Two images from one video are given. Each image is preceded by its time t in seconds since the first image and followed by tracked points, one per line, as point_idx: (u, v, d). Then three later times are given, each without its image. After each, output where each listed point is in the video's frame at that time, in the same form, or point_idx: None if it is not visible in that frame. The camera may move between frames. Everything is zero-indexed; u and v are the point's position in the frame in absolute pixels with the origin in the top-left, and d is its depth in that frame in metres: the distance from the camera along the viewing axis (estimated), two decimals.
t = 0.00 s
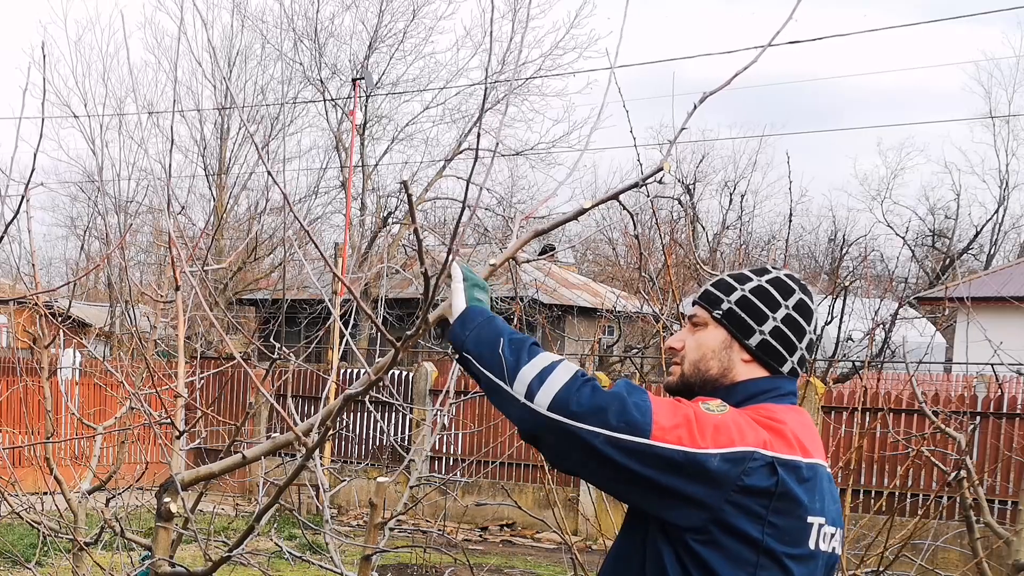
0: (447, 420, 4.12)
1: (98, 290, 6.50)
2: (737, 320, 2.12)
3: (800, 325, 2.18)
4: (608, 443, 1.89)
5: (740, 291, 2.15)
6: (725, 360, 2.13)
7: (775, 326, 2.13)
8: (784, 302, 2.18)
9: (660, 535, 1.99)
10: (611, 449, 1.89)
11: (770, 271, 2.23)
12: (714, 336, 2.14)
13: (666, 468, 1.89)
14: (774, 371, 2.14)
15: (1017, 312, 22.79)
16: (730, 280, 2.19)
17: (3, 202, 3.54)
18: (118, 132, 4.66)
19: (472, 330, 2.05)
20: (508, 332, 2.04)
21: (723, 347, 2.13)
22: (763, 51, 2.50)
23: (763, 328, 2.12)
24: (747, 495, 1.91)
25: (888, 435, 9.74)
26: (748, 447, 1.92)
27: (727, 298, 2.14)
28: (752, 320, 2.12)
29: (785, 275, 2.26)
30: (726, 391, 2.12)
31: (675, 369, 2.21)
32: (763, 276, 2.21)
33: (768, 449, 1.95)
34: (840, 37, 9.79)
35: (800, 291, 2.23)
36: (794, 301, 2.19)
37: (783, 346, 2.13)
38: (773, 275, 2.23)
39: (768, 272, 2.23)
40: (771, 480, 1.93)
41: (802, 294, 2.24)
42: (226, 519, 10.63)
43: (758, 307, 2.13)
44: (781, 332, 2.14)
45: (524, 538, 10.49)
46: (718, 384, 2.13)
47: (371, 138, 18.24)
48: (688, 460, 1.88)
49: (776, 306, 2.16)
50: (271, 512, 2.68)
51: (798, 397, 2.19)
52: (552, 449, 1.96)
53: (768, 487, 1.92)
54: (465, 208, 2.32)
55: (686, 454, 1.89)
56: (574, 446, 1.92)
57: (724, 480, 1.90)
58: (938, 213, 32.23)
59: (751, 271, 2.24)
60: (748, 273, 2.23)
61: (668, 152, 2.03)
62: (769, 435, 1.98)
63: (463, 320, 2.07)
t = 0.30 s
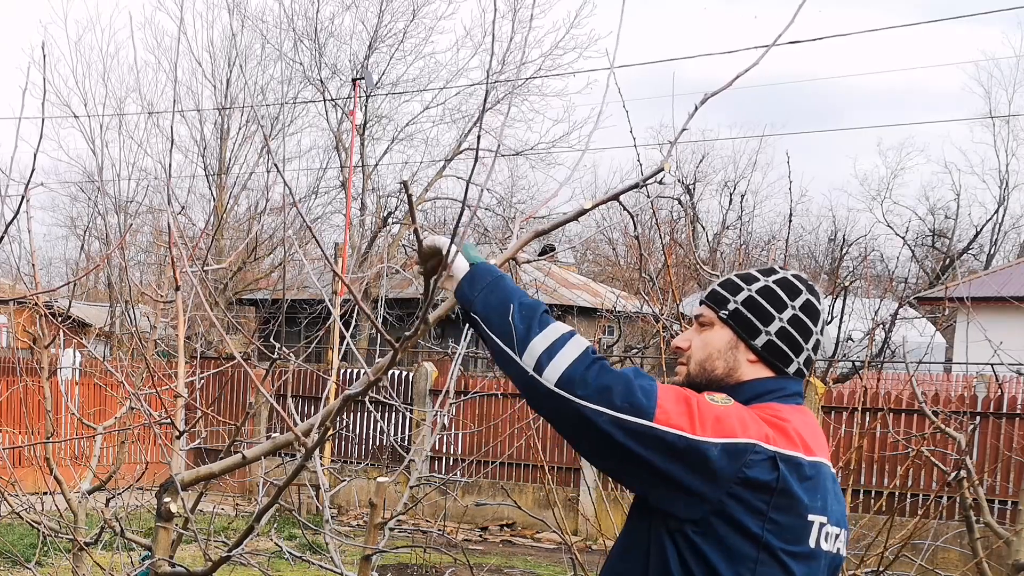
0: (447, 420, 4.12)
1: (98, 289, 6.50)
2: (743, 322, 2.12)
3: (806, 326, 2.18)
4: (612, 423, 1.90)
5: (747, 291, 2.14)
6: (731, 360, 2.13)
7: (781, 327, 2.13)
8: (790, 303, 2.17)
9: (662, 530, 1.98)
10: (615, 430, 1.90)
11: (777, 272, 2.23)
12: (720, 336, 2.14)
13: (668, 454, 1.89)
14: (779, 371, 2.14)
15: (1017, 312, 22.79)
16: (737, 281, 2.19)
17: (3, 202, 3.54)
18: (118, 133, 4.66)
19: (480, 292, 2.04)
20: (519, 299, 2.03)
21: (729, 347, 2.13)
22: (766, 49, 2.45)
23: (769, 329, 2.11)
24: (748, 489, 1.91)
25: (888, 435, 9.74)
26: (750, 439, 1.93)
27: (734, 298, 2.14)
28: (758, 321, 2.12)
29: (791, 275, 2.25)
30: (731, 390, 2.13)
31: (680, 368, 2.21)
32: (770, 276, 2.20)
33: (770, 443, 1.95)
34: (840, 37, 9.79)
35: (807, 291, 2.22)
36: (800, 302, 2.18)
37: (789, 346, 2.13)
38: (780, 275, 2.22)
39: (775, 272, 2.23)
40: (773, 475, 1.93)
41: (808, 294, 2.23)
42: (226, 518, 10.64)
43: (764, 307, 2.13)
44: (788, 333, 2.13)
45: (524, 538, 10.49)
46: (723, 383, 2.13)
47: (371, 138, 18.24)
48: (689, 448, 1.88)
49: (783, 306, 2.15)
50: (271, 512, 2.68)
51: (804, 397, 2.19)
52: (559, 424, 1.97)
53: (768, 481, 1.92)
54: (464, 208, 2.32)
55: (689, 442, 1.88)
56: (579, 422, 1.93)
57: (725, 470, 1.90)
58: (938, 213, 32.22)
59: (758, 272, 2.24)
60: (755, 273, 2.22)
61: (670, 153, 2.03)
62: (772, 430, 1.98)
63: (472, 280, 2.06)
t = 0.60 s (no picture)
0: (447, 420, 4.11)
1: (99, 289, 6.50)
2: (745, 321, 2.12)
3: (810, 330, 2.15)
4: (611, 419, 1.90)
5: (753, 291, 2.14)
6: (729, 359, 2.14)
7: (782, 329, 2.11)
8: (794, 305, 2.15)
9: (662, 528, 1.98)
10: (615, 426, 1.90)
11: (786, 274, 2.21)
12: (722, 334, 2.15)
13: (667, 451, 1.89)
14: (778, 373, 2.13)
15: (1018, 312, 22.79)
16: (744, 280, 2.18)
17: (3, 202, 3.54)
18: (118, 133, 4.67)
19: (480, 289, 2.06)
20: (519, 295, 2.03)
21: (728, 345, 2.14)
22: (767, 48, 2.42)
23: (769, 330, 2.10)
24: (746, 487, 1.91)
25: (888, 436, 9.74)
26: (748, 437, 1.92)
27: (738, 297, 2.13)
28: (759, 321, 2.11)
29: (803, 277, 2.22)
30: (729, 389, 2.14)
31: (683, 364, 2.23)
32: (777, 278, 2.18)
33: (766, 441, 1.95)
34: (840, 37, 9.79)
35: (815, 295, 2.18)
36: (805, 306, 2.15)
37: (789, 349, 2.11)
38: (789, 277, 2.20)
39: (784, 274, 2.21)
40: (770, 473, 1.93)
41: (817, 298, 2.19)
42: (226, 518, 10.63)
43: (767, 308, 2.12)
44: (789, 335, 2.11)
45: (524, 538, 10.49)
46: (723, 382, 2.14)
47: (371, 138, 18.23)
48: (688, 445, 1.88)
49: (785, 308, 2.13)
50: (271, 512, 2.68)
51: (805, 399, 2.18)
52: (559, 419, 1.97)
53: (765, 478, 1.92)
54: (463, 209, 2.32)
55: (688, 438, 1.88)
56: (578, 418, 1.93)
57: (723, 468, 1.90)
58: (938, 213, 32.24)
59: (768, 273, 2.22)
60: (763, 274, 2.20)
61: (669, 152, 2.03)
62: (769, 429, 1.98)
63: (472, 278, 2.08)
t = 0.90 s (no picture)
0: (447, 420, 4.11)
1: (99, 290, 6.49)
2: (749, 322, 2.13)
3: (816, 332, 2.14)
4: (613, 455, 1.89)
5: (759, 291, 2.15)
6: (734, 359, 2.15)
7: (786, 331, 2.12)
8: (800, 307, 2.15)
9: (668, 544, 1.99)
10: (618, 462, 1.89)
11: (794, 276, 2.21)
12: (727, 334, 2.17)
13: (671, 478, 1.89)
14: (783, 376, 2.13)
15: (1018, 312, 22.78)
16: (751, 279, 2.20)
17: (3, 203, 3.55)
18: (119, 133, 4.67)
19: (501, 351, 2.09)
20: (531, 348, 2.05)
21: (733, 346, 2.15)
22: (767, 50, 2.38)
23: (773, 332, 2.12)
24: (752, 502, 1.91)
25: (888, 436, 9.75)
26: (750, 452, 1.92)
27: (744, 297, 2.15)
28: (764, 323, 2.12)
29: (811, 279, 2.22)
30: (733, 393, 2.14)
31: (690, 363, 2.25)
32: (785, 279, 2.19)
33: (771, 452, 1.95)
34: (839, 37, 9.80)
35: (822, 298, 2.18)
36: (811, 308, 2.15)
37: (793, 352, 2.12)
38: (797, 279, 2.20)
39: (792, 276, 2.21)
40: (774, 485, 1.93)
41: (823, 302, 2.19)
42: (225, 519, 10.63)
43: (771, 309, 2.13)
44: (792, 338, 2.12)
45: (524, 538, 10.50)
46: (728, 382, 2.16)
47: (371, 138, 18.22)
48: (692, 469, 1.88)
49: (791, 310, 2.14)
50: (271, 512, 2.68)
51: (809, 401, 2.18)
52: (564, 462, 1.97)
53: (769, 489, 1.92)
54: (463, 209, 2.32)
55: (693, 462, 1.88)
56: (581, 457, 1.93)
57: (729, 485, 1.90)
58: (937, 213, 32.28)
59: (777, 274, 2.23)
60: (771, 274, 2.21)
61: (668, 152, 2.03)
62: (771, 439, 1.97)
63: (497, 341, 2.11)
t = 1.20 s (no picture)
0: (447, 420, 4.11)
1: (99, 289, 6.49)
2: (757, 322, 2.15)
3: (826, 328, 2.13)
4: (649, 538, 1.88)
5: (766, 290, 2.16)
6: (744, 360, 2.16)
7: (794, 329, 2.11)
8: (807, 304, 2.14)
9: None
10: (655, 542, 1.88)
11: (803, 271, 2.20)
12: (736, 334, 2.20)
13: (709, 536, 1.85)
14: (796, 376, 2.13)
15: (1018, 312, 22.76)
16: (760, 278, 2.21)
17: (3, 202, 3.55)
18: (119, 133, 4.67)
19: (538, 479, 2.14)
20: (561, 456, 2.10)
21: (743, 346, 2.17)
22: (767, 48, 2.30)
23: (781, 331, 2.11)
24: (788, 533, 1.88)
25: (888, 436, 9.74)
26: (780, 485, 1.88)
27: (752, 296, 2.17)
28: (771, 322, 2.13)
29: (821, 275, 2.20)
30: (747, 396, 2.13)
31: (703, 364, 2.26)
32: (793, 276, 2.18)
33: (800, 474, 1.91)
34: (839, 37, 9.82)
35: (831, 293, 2.16)
36: (819, 304, 2.14)
37: (804, 350, 2.11)
38: (805, 275, 2.19)
39: (801, 271, 2.20)
40: (808, 511, 1.89)
41: (834, 297, 2.17)
42: (225, 518, 10.63)
43: (778, 308, 2.13)
44: (802, 335, 2.11)
45: (524, 538, 10.49)
46: (739, 384, 2.16)
47: (371, 138, 18.22)
48: (727, 522, 1.85)
49: (798, 308, 2.13)
50: (271, 512, 2.68)
51: (825, 402, 2.16)
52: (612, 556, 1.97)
53: (806, 512, 1.89)
54: (465, 207, 2.31)
55: (727, 512, 1.85)
56: (622, 548, 1.92)
57: (764, 524, 1.86)
58: (937, 214, 32.32)
59: (787, 270, 2.23)
60: (781, 271, 2.21)
61: (669, 152, 2.02)
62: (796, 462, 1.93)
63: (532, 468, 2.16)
